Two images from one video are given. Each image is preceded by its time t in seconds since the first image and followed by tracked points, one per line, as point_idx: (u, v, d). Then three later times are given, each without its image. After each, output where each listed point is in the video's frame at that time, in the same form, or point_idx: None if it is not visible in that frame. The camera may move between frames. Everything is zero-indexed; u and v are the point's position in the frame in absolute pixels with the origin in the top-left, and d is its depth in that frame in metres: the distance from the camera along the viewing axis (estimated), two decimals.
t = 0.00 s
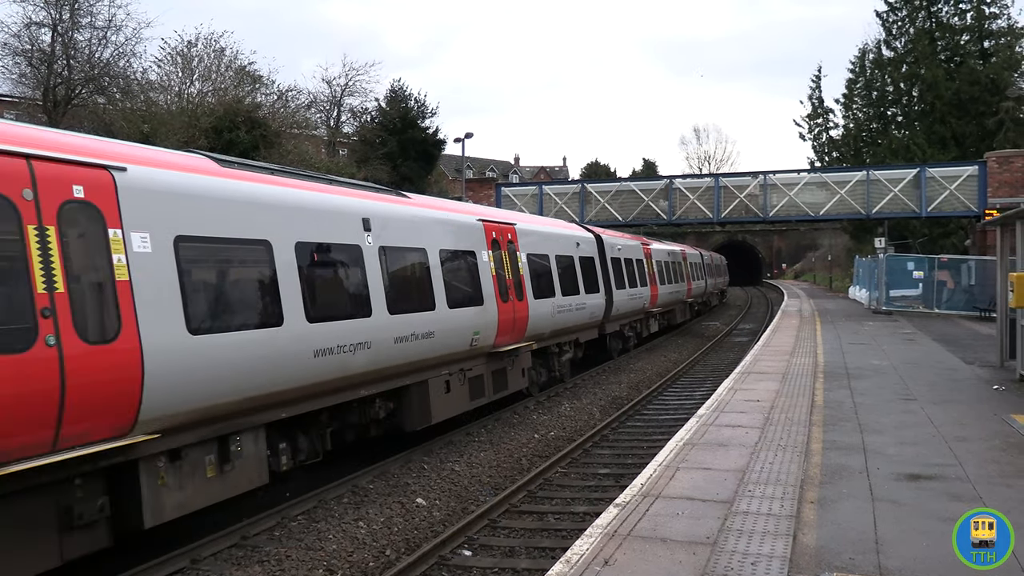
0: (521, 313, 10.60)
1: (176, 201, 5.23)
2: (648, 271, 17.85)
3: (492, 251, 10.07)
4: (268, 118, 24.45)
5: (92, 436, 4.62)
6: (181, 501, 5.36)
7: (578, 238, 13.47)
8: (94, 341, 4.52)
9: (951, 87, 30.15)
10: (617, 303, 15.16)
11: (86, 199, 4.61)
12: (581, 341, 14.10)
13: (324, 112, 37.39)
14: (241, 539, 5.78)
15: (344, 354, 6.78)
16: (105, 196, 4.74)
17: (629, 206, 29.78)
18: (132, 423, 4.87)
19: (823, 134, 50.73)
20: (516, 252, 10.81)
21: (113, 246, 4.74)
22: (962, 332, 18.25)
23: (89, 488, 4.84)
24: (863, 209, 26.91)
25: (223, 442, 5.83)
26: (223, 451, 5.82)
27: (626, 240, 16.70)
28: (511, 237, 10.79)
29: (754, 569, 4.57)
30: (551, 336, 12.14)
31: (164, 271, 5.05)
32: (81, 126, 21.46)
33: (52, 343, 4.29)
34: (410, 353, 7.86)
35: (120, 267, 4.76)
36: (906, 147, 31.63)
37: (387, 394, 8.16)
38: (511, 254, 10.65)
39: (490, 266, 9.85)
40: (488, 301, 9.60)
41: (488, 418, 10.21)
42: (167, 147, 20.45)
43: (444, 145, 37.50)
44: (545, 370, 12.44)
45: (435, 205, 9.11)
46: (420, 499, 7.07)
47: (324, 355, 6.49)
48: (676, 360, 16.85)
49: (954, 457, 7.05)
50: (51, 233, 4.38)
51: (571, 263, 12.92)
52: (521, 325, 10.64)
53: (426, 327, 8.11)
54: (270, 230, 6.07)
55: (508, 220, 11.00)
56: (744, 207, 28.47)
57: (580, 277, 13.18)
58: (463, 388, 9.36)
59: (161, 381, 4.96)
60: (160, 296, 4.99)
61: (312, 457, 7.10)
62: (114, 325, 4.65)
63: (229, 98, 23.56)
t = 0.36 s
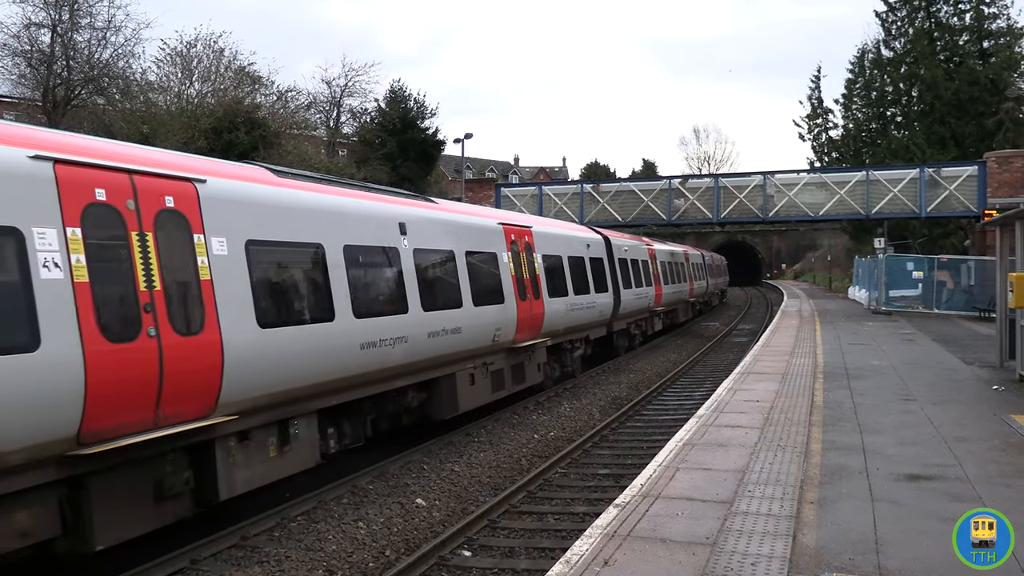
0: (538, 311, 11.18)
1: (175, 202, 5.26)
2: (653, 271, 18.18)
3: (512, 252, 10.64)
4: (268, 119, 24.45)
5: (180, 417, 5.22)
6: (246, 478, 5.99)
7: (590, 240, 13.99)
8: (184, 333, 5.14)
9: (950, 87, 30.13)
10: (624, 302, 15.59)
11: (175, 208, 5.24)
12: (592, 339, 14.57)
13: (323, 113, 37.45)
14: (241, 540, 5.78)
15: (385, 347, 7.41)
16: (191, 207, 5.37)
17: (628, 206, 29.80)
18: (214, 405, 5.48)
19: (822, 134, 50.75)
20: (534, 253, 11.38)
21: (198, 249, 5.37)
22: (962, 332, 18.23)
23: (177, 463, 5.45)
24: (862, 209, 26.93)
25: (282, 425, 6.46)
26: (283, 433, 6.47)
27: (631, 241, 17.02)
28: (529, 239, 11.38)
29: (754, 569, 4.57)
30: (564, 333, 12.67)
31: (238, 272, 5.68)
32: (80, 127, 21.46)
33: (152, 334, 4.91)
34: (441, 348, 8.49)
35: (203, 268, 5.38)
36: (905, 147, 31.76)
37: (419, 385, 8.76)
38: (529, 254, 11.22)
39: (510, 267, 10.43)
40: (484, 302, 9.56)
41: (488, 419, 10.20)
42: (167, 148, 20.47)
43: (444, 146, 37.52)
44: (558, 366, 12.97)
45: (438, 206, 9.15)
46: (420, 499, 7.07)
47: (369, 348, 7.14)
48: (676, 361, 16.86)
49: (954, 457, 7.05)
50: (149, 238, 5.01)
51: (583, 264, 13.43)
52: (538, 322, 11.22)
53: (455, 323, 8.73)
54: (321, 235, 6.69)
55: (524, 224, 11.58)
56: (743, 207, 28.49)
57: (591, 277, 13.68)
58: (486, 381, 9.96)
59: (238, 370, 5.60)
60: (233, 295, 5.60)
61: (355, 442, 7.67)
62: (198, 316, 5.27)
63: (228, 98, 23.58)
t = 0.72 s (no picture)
0: (554, 308, 11.78)
1: (172, 200, 5.24)
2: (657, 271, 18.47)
3: (529, 253, 11.25)
4: (268, 119, 24.45)
5: (255, 400, 5.83)
6: (304, 456, 6.67)
7: (600, 241, 14.49)
8: (259, 325, 5.76)
9: (950, 87, 30.12)
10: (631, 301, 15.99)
11: (249, 215, 5.87)
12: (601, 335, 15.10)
13: (323, 112, 37.49)
14: (241, 540, 5.77)
15: (421, 341, 8.06)
16: (261, 214, 6.00)
17: (628, 206, 29.83)
18: (281, 391, 6.09)
19: (822, 135, 50.73)
20: (549, 254, 11.98)
21: (267, 252, 6.00)
22: (962, 332, 18.21)
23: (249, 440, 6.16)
24: (862, 210, 26.94)
25: (333, 410, 7.13)
26: (334, 418, 7.13)
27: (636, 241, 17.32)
28: (544, 240, 11.95)
29: (754, 569, 4.57)
30: (576, 330, 13.27)
31: (301, 273, 6.31)
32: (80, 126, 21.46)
33: (234, 327, 5.50)
34: (467, 343, 9.15)
35: (273, 269, 6.00)
36: (905, 147, 31.89)
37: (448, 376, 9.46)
38: (545, 255, 11.81)
39: (528, 268, 11.04)
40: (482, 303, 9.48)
41: (488, 419, 10.20)
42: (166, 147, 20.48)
43: (444, 146, 37.54)
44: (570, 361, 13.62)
45: (439, 208, 9.15)
46: (419, 499, 7.07)
47: (408, 341, 7.81)
48: (676, 361, 16.87)
49: (954, 457, 7.05)
50: (229, 242, 5.61)
51: (594, 263, 13.95)
52: (554, 319, 11.82)
53: (479, 319, 9.36)
54: (366, 238, 7.34)
55: (539, 226, 12.16)
56: (743, 207, 28.49)
57: (601, 276, 14.20)
58: (507, 374, 10.64)
59: (303, 359, 6.24)
60: (297, 291, 6.23)
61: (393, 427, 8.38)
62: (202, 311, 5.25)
63: (227, 98, 23.59)
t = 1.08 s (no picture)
0: (569, 307, 12.11)
1: (173, 200, 5.25)
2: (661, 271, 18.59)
3: (546, 253, 11.59)
4: (267, 119, 24.47)
5: (316, 387, 6.48)
6: (355, 438, 7.29)
7: (610, 242, 14.71)
8: (323, 319, 6.45)
9: (949, 88, 30.08)
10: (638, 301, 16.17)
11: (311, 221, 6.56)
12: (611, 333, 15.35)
13: (323, 113, 37.54)
14: (240, 540, 5.77)
15: (452, 335, 8.63)
16: (320, 221, 6.69)
17: (627, 207, 29.85)
18: (338, 378, 6.74)
19: (822, 135, 50.70)
20: (564, 254, 12.30)
21: (325, 254, 6.67)
22: (962, 333, 18.21)
23: (308, 424, 6.77)
24: (861, 211, 26.94)
25: (378, 398, 7.75)
26: (379, 405, 7.76)
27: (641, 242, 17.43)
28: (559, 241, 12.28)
29: (754, 568, 4.58)
30: (588, 328, 13.54)
31: (354, 273, 6.95)
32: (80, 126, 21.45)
33: (301, 320, 6.18)
34: (494, 339, 9.68)
35: (330, 269, 6.66)
36: (905, 148, 32.03)
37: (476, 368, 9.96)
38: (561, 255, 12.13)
39: (545, 268, 11.37)
40: (485, 303, 9.43)
41: (488, 420, 10.21)
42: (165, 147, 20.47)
43: (444, 146, 37.54)
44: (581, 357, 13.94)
45: (442, 208, 9.08)
46: (419, 500, 7.07)
47: (442, 336, 8.38)
48: (676, 361, 16.90)
49: (953, 458, 7.06)
50: (296, 246, 6.31)
51: (604, 264, 14.18)
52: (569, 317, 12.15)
53: (503, 316, 9.88)
54: (403, 241, 7.91)
55: (556, 229, 12.55)
56: (743, 208, 28.49)
57: (612, 276, 14.42)
58: (529, 368, 11.10)
59: (354, 350, 6.86)
60: (350, 289, 6.86)
61: (427, 415, 8.91)
62: (190, 322, 5.23)
63: (227, 98, 23.62)
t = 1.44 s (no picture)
0: (582, 305, 12.32)
1: (179, 198, 5.20)
2: (665, 270, 18.66)
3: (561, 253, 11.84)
4: (267, 120, 24.49)
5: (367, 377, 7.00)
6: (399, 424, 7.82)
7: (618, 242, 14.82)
8: (374, 314, 7.01)
9: (948, 88, 30.03)
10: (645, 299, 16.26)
11: (363, 228, 7.14)
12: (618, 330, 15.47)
13: (323, 114, 37.58)
14: (240, 541, 5.76)
15: (483, 331, 9.12)
16: (371, 227, 7.26)
17: (627, 207, 29.87)
18: (388, 367, 7.27)
19: (821, 135, 50.69)
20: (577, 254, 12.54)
21: (375, 255, 7.22)
22: (961, 333, 18.22)
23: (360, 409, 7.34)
24: (861, 211, 26.94)
25: (417, 387, 8.26)
26: (417, 394, 8.28)
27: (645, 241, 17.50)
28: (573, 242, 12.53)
29: (754, 569, 4.58)
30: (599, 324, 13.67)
31: (398, 274, 7.48)
32: (80, 127, 21.46)
33: (355, 315, 6.74)
34: (518, 335, 10.13)
35: (378, 269, 7.18)
36: (904, 148, 32.09)
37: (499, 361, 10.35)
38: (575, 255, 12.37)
39: (560, 267, 11.61)
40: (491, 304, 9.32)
41: (487, 420, 10.22)
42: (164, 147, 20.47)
43: (443, 147, 37.55)
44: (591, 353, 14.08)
45: (441, 208, 8.93)
46: (418, 500, 7.07)
47: (473, 331, 8.86)
48: (676, 361, 16.91)
49: (953, 458, 7.06)
50: (351, 248, 6.89)
51: (613, 262, 14.29)
52: (582, 315, 12.36)
53: (526, 314, 10.31)
54: (436, 244, 8.39)
55: (571, 231, 12.87)
56: (743, 208, 28.47)
57: (620, 274, 14.53)
58: (547, 362, 11.43)
59: (399, 342, 7.38)
60: (395, 287, 7.39)
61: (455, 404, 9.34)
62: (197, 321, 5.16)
63: (227, 99, 23.65)
